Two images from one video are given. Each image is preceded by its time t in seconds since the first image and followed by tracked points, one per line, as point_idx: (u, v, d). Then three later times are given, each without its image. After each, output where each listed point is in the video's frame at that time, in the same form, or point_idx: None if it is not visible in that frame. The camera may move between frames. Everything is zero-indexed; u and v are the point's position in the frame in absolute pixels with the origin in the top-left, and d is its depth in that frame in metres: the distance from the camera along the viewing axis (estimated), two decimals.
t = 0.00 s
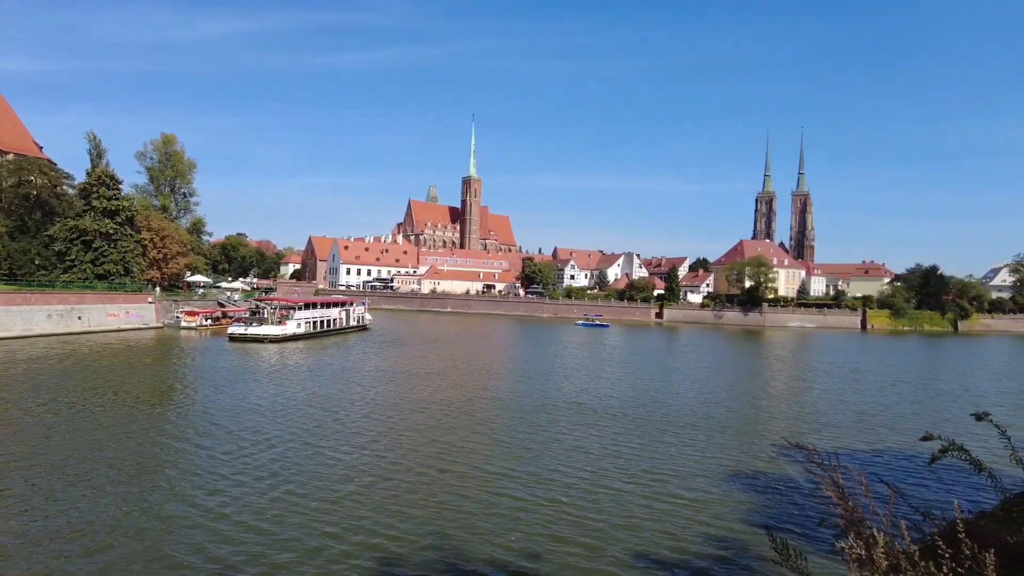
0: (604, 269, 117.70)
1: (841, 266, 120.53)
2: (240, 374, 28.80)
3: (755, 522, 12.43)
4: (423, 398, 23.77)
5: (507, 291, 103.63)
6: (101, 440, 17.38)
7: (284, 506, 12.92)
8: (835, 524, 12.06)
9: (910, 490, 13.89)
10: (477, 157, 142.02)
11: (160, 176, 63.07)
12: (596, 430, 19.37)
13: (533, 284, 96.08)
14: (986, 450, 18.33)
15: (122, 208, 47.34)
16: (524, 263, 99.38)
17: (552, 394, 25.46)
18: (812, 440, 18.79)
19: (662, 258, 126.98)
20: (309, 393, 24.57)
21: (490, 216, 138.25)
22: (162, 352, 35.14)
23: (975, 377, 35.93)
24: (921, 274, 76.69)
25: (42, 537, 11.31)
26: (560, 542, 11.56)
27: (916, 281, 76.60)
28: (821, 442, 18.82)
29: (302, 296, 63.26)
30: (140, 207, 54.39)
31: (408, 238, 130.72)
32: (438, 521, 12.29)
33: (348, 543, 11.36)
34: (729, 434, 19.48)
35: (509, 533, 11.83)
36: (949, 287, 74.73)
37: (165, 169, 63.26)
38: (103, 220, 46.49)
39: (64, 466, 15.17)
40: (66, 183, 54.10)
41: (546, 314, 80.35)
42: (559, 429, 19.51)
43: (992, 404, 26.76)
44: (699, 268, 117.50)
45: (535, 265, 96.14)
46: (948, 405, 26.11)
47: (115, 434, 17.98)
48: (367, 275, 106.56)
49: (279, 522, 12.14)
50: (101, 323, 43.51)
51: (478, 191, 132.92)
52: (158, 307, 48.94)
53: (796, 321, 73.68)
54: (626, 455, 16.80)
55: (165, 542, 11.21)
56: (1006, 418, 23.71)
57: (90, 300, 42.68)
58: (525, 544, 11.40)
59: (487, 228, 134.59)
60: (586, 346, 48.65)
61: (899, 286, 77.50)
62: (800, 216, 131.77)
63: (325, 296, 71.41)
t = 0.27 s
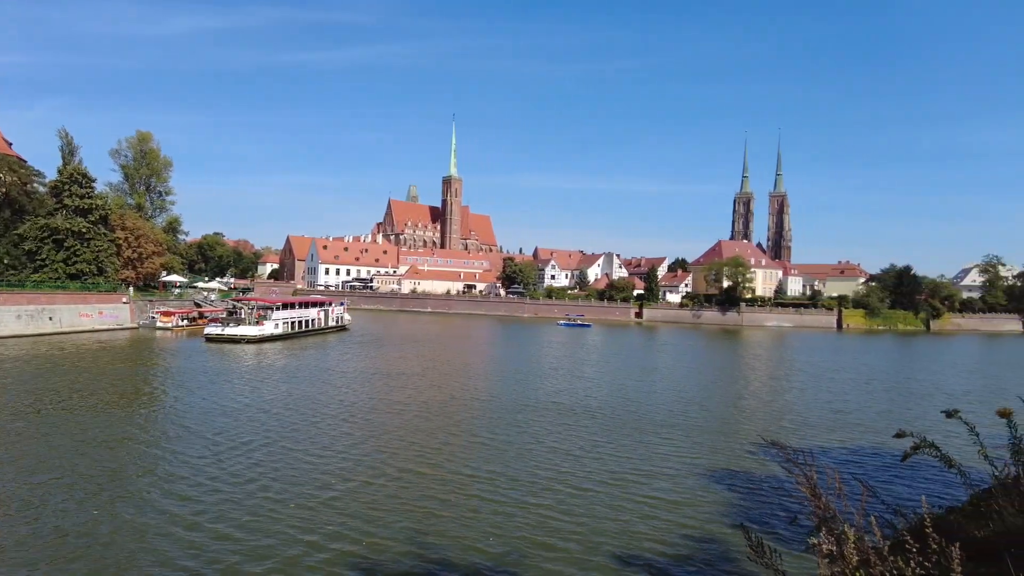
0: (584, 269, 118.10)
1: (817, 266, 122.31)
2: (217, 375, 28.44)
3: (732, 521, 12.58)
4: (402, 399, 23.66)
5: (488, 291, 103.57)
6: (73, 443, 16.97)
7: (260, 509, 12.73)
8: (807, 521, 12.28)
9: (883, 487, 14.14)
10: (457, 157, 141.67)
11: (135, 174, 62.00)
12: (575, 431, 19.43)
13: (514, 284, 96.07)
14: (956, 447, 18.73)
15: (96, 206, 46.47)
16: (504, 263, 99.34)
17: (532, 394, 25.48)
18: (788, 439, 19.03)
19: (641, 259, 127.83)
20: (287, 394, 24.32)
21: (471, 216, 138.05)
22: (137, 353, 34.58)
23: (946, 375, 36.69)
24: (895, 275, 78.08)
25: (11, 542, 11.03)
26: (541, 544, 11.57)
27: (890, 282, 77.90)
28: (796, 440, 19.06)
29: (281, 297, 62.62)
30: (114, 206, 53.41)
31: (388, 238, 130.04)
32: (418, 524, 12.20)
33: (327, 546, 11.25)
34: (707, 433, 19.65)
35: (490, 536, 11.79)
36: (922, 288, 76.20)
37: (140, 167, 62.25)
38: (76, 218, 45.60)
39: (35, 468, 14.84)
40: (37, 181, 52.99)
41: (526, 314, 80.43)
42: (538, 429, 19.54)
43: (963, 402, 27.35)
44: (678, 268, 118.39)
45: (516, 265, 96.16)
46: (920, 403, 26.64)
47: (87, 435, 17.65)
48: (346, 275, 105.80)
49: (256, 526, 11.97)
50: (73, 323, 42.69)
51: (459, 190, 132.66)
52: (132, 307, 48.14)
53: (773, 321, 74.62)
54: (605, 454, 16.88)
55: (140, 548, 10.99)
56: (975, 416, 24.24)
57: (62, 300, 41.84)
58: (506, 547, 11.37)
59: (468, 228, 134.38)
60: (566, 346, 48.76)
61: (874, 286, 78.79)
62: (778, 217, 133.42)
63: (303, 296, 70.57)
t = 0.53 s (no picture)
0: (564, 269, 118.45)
1: (793, 266, 123.97)
2: (192, 377, 28.05)
3: (710, 518, 12.72)
4: (380, 400, 23.54)
5: (468, 291, 103.45)
6: (43, 448, 16.55)
7: (235, 513, 12.54)
8: (781, 518, 12.47)
9: (856, 484, 14.38)
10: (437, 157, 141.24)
11: (109, 172, 60.94)
12: (554, 431, 19.48)
13: (494, 284, 96.02)
14: (927, 443, 19.09)
15: (67, 205, 45.56)
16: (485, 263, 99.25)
17: (511, 395, 25.50)
18: (764, 437, 19.26)
19: (621, 259, 128.55)
20: (263, 396, 24.03)
21: (451, 215, 137.73)
22: (110, 355, 34.00)
23: (918, 374, 37.43)
24: (869, 275, 79.44)
25: None
26: (520, 545, 11.52)
27: (865, 282, 79.18)
28: (772, 439, 19.29)
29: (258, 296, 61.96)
30: (87, 204, 52.41)
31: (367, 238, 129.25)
32: (396, 526, 12.10)
33: (304, 549, 11.12)
34: (685, 432, 19.81)
35: (469, 536, 11.74)
36: (895, 287, 77.57)
37: (114, 165, 61.16)
38: (47, 217, 44.67)
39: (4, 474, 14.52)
40: (7, 178, 51.79)
41: (506, 313, 80.46)
42: (517, 429, 19.55)
43: (934, 400, 27.93)
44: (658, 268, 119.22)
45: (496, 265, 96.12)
46: (892, 401, 27.16)
47: (59, 440, 17.32)
48: (325, 275, 104.97)
49: (230, 530, 11.78)
50: (44, 324, 41.85)
51: (439, 190, 132.30)
52: (105, 308, 47.31)
53: (750, 320, 75.50)
54: (584, 455, 16.95)
55: (110, 555, 10.75)
56: (946, 413, 24.76)
57: (33, 300, 40.98)
58: (485, 547, 11.32)
59: (448, 228, 134.09)
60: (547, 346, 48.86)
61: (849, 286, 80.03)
62: (755, 218, 135.02)
63: (281, 296, 69.94)
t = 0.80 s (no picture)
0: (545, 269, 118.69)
1: (771, 267, 125.48)
2: (167, 378, 27.62)
3: (688, 517, 12.82)
4: (359, 402, 23.39)
5: (448, 292, 103.23)
6: (11, 450, 16.19)
7: (211, 515, 12.40)
8: (755, 515, 12.68)
9: (832, 482, 14.57)
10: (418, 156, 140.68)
11: (82, 169, 59.84)
12: (534, 431, 19.49)
13: (475, 284, 95.87)
14: (899, 441, 19.49)
15: (39, 203, 44.62)
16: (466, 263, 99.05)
17: (492, 395, 25.46)
18: (741, 436, 19.49)
19: (601, 259, 129.12)
20: (241, 397, 23.77)
21: (431, 215, 137.31)
22: (84, 356, 33.41)
23: (891, 372, 38.13)
24: (845, 275, 80.69)
25: None
26: (499, 547, 11.54)
27: (841, 282, 80.38)
28: (750, 437, 19.47)
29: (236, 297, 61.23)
30: (59, 202, 51.40)
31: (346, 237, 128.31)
32: (373, 528, 12.06)
33: (281, 552, 11.02)
34: (664, 432, 19.94)
35: (448, 538, 11.73)
36: (870, 288, 78.84)
37: (87, 163, 60.08)
38: (18, 215, 43.72)
39: None
40: None
41: (487, 314, 80.40)
42: (496, 430, 19.54)
43: (907, 398, 28.48)
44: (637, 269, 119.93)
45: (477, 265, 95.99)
46: (866, 399, 27.66)
47: (29, 442, 16.95)
48: (304, 275, 104.05)
49: (206, 534, 11.64)
50: (15, 324, 40.97)
51: (420, 190, 131.88)
52: (78, 308, 46.44)
53: (728, 320, 76.31)
54: (564, 455, 17.00)
55: (81, 558, 10.57)
56: (917, 411, 25.28)
57: (3, 300, 40.10)
58: (464, 549, 11.32)
59: (429, 228, 133.70)
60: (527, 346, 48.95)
61: (825, 287, 81.22)
62: (733, 219, 136.53)
63: (259, 296, 69.28)
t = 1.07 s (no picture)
0: (526, 270, 118.76)
1: (749, 267, 126.80)
2: (143, 380, 27.23)
3: (667, 516, 12.91)
4: (339, 403, 23.23)
5: (429, 292, 102.93)
6: None
7: (188, 518, 12.25)
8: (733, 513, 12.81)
9: (809, 480, 14.77)
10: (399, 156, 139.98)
11: (54, 168, 58.71)
12: (515, 432, 19.50)
13: (456, 284, 95.64)
14: (874, 439, 19.77)
15: (10, 201, 43.73)
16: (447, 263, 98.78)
17: (473, 396, 25.41)
18: (720, 435, 19.64)
19: (582, 260, 129.52)
20: (218, 399, 23.45)
21: (412, 215, 136.79)
22: (57, 357, 32.82)
23: (867, 372, 38.67)
24: (822, 276, 81.78)
25: None
26: (479, 545, 11.53)
27: (818, 283, 81.43)
28: (728, 436, 19.64)
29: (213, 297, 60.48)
30: (31, 201, 50.42)
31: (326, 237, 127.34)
32: (353, 528, 11.99)
33: (258, 555, 10.87)
34: (644, 431, 20.05)
35: (428, 539, 11.64)
36: (846, 288, 79.97)
37: (61, 161, 58.99)
38: None
39: None
40: None
41: (469, 314, 80.28)
42: (477, 431, 19.52)
43: (882, 397, 28.92)
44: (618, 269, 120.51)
45: (459, 265, 95.77)
46: (842, 398, 28.05)
47: None
48: (283, 275, 103.10)
49: (180, 538, 11.43)
50: None
51: (401, 190, 131.31)
52: (51, 309, 45.60)
53: (708, 320, 76.97)
54: (545, 455, 17.04)
55: (53, 564, 10.39)
56: (892, 410, 25.67)
57: None
58: (444, 549, 11.24)
59: (409, 228, 133.20)
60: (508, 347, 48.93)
61: (803, 287, 82.23)
62: (713, 220, 137.76)
63: (237, 296, 68.46)
